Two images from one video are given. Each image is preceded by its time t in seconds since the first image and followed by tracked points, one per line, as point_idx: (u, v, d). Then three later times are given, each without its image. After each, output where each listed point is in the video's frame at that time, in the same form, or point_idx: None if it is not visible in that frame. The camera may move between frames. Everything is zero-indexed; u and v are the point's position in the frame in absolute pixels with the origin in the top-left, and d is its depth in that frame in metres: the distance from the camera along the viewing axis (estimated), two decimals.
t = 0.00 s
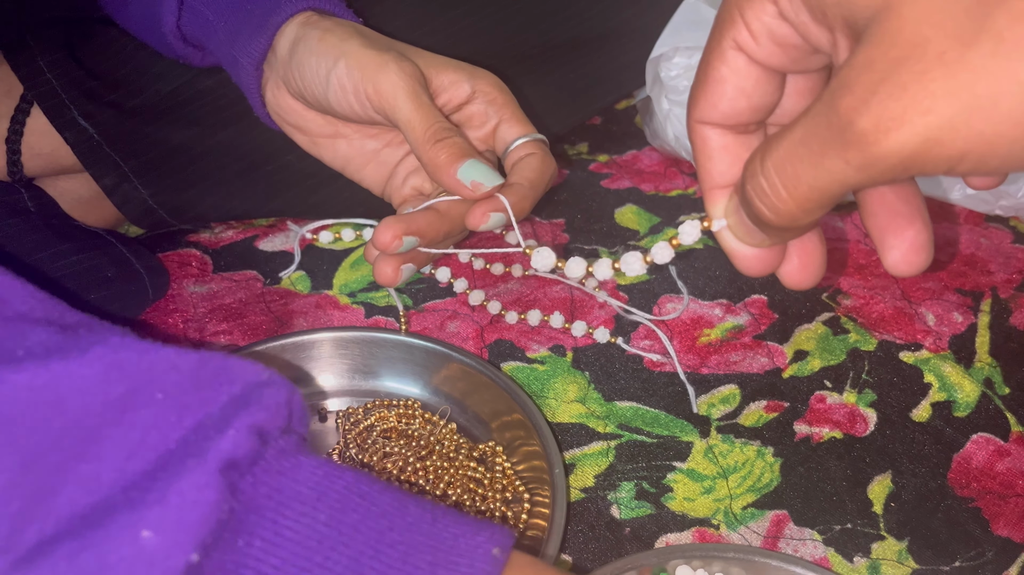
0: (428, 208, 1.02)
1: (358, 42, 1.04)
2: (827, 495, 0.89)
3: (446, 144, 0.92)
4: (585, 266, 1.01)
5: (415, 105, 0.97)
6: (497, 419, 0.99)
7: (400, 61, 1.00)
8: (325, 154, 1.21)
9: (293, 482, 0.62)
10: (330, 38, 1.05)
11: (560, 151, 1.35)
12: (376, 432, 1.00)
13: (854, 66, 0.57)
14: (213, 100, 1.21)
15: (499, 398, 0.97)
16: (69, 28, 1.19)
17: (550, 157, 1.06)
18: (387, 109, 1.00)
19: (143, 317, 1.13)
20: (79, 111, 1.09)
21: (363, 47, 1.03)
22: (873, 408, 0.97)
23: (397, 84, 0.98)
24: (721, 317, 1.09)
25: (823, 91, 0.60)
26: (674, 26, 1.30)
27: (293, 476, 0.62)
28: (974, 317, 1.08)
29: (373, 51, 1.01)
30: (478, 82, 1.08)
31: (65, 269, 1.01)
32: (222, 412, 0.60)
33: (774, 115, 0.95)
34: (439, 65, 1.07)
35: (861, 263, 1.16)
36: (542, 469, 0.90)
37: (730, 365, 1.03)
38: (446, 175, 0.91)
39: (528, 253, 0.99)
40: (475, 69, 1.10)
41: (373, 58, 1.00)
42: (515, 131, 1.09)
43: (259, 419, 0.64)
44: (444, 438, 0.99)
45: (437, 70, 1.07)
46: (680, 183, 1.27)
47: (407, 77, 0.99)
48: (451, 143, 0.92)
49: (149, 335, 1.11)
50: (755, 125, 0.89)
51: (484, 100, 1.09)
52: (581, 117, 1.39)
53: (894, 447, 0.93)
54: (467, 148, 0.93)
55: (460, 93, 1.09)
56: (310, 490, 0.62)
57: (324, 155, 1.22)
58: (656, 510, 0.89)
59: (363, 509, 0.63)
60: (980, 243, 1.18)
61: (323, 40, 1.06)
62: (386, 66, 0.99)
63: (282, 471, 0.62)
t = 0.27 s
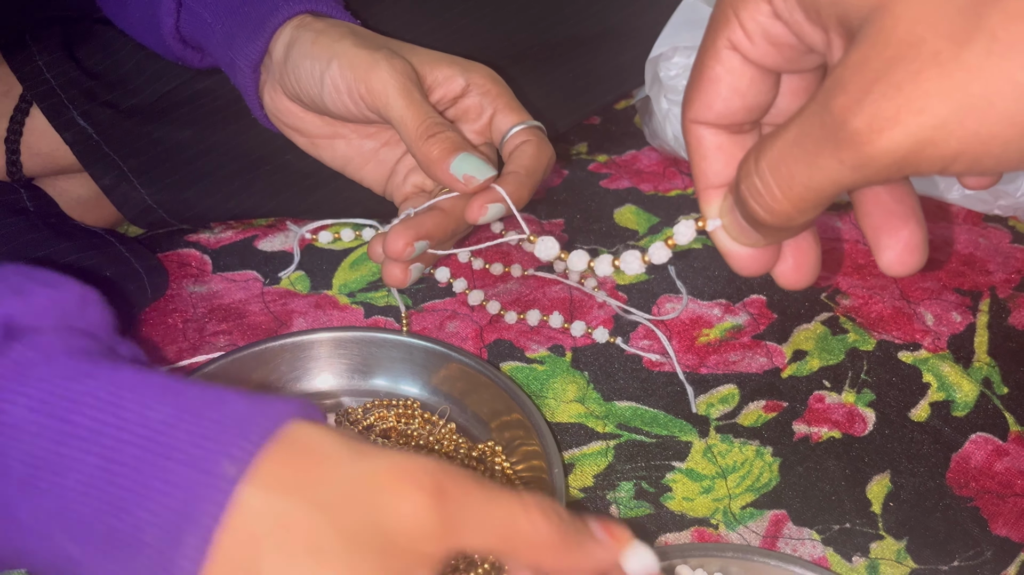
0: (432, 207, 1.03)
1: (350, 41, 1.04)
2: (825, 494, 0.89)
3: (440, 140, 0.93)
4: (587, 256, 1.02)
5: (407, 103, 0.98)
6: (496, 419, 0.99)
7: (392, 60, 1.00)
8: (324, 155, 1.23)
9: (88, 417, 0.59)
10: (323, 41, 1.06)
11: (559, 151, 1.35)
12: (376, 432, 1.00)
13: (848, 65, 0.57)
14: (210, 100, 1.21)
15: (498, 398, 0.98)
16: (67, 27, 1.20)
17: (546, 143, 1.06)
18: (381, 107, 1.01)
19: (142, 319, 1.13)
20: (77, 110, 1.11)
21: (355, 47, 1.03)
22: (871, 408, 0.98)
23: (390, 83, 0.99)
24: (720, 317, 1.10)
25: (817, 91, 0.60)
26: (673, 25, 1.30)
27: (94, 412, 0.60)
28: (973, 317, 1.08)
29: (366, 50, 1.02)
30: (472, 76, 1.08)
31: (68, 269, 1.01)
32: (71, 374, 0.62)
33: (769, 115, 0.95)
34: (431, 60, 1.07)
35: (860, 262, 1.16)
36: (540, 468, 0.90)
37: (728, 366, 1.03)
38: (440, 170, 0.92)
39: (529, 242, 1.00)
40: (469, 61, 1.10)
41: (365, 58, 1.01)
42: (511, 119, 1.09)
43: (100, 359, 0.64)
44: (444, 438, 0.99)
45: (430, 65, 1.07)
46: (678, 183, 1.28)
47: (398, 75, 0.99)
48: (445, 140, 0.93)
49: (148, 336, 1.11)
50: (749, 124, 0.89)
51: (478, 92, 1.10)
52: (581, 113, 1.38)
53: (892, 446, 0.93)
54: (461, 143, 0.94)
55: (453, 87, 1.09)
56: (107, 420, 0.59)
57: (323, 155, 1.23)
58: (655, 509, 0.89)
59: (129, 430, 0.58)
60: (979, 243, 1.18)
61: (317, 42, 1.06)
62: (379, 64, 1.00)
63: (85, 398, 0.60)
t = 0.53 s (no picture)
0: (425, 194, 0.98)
1: (336, 35, 1.03)
2: (825, 494, 0.89)
3: (430, 124, 0.89)
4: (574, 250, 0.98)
5: (395, 91, 0.95)
6: (495, 419, 0.98)
7: (376, 48, 0.98)
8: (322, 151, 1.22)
9: None
10: (307, 35, 1.06)
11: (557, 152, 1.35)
12: (375, 433, 1.01)
13: (840, 75, 0.57)
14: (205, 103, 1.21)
15: (496, 399, 0.97)
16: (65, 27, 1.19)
17: (536, 123, 1.01)
18: (370, 99, 0.98)
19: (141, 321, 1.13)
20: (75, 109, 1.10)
21: (340, 40, 1.02)
22: (871, 408, 0.97)
23: (376, 71, 0.96)
24: (719, 317, 1.09)
25: (809, 100, 0.60)
26: (671, 25, 1.30)
27: None
28: (972, 317, 1.08)
29: (350, 42, 1.01)
30: (460, 59, 1.05)
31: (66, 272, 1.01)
32: None
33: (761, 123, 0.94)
34: (419, 48, 1.06)
35: (859, 262, 1.15)
36: (539, 469, 0.90)
37: (728, 366, 1.03)
38: (432, 156, 0.88)
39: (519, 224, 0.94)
40: (458, 47, 1.07)
41: (350, 50, 0.99)
42: (500, 98, 1.04)
43: None
44: (443, 439, 0.99)
45: (418, 53, 1.05)
46: (677, 183, 1.27)
47: (383, 63, 0.97)
48: (434, 122, 0.89)
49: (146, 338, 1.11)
50: (743, 133, 0.89)
51: (468, 76, 1.06)
52: (580, 111, 1.36)
53: (892, 446, 0.93)
54: (451, 126, 0.90)
55: (442, 72, 1.06)
56: None
57: (321, 150, 1.22)
58: (655, 509, 0.89)
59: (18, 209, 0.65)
60: (978, 243, 1.18)
61: (302, 37, 1.07)
62: (364, 54, 0.98)
63: None
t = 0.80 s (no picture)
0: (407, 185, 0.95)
1: (312, 30, 1.02)
2: (827, 494, 0.89)
3: (402, 119, 0.87)
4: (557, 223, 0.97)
5: (367, 85, 0.93)
6: (496, 418, 0.98)
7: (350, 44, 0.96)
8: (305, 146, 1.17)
9: (31, 174, 0.72)
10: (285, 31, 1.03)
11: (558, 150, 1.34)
12: (375, 431, 1.00)
13: (843, 66, 0.57)
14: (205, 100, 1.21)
15: (497, 398, 0.97)
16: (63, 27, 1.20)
17: (510, 119, 1.01)
18: (344, 94, 0.96)
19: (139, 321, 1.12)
20: (73, 107, 1.12)
21: (316, 35, 1.00)
22: (873, 407, 0.97)
23: (350, 66, 0.95)
24: (720, 316, 1.09)
25: (813, 91, 0.60)
26: (672, 23, 1.30)
27: (36, 158, 0.73)
28: (975, 316, 1.07)
29: (326, 37, 0.99)
30: (436, 54, 1.04)
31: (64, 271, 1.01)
32: None
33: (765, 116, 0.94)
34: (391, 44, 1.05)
35: (861, 261, 1.15)
36: (540, 468, 0.90)
37: (729, 365, 1.03)
38: (404, 151, 0.86)
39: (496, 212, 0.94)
40: (434, 41, 1.06)
41: (325, 44, 0.98)
42: (476, 92, 1.03)
43: (50, 144, 0.77)
44: (443, 438, 0.98)
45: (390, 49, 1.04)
46: (679, 182, 1.27)
47: (357, 58, 0.95)
48: (407, 117, 0.87)
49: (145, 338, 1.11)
50: (746, 126, 0.88)
51: (444, 71, 1.05)
52: (581, 109, 1.36)
53: (894, 445, 0.93)
54: (423, 121, 0.88)
55: (418, 67, 1.05)
56: (35, 179, 0.71)
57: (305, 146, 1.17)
58: (656, 509, 0.88)
59: (74, 164, 0.71)
60: (980, 242, 1.17)
61: (280, 33, 1.04)
62: (339, 49, 0.96)
63: (27, 172, 0.72)
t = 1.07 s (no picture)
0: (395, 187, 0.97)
1: (288, 31, 1.02)
2: (826, 494, 0.89)
3: (371, 126, 0.88)
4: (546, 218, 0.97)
5: (340, 89, 0.93)
6: (494, 419, 0.98)
7: (323, 44, 0.97)
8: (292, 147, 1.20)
9: (60, 162, 0.71)
10: (262, 34, 1.05)
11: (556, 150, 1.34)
12: (373, 432, 1.01)
13: (839, 68, 0.57)
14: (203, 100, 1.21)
15: (495, 398, 0.97)
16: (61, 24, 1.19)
17: (479, 132, 1.01)
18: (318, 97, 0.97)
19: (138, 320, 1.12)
20: (70, 107, 1.11)
21: (290, 36, 1.01)
22: (872, 407, 0.97)
23: (324, 69, 0.95)
24: (720, 316, 1.09)
25: (809, 93, 0.60)
26: (671, 23, 1.29)
27: (65, 149, 0.73)
28: (974, 315, 1.07)
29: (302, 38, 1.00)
30: (415, 55, 1.04)
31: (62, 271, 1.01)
32: (26, 156, 0.73)
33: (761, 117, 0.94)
34: (368, 44, 1.04)
35: (860, 260, 1.15)
36: (539, 468, 0.89)
37: (728, 365, 1.03)
38: (372, 157, 0.87)
39: (483, 216, 0.94)
40: (414, 41, 1.06)
41: (300, 46, 0.98)
42: (451, 100, 1.04)
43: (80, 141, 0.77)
44: (441, 438, 0.98)
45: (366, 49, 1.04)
46: (677, 181, 1.27)
47: (330, 60, 0.96)
48: (376, 124, 0.88)
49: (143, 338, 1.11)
50: (743, 128, 0.88)
51: (421, 73, 1.05)
52: (579, 109, 1.36)
53: (893, 446, 0.93)
54: (393, 129, 0.88)
55: (397, 68, 1.05)
56: (64, 166, 0.71)
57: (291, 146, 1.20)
58: (655, 509, 0.88)
59: (103, 154, 0.72)
60: (979, 242, 1.17)
61: (257, 37, 1.05)
62: (313, 51, 0.97)
63: (56, 160, 0.72)
